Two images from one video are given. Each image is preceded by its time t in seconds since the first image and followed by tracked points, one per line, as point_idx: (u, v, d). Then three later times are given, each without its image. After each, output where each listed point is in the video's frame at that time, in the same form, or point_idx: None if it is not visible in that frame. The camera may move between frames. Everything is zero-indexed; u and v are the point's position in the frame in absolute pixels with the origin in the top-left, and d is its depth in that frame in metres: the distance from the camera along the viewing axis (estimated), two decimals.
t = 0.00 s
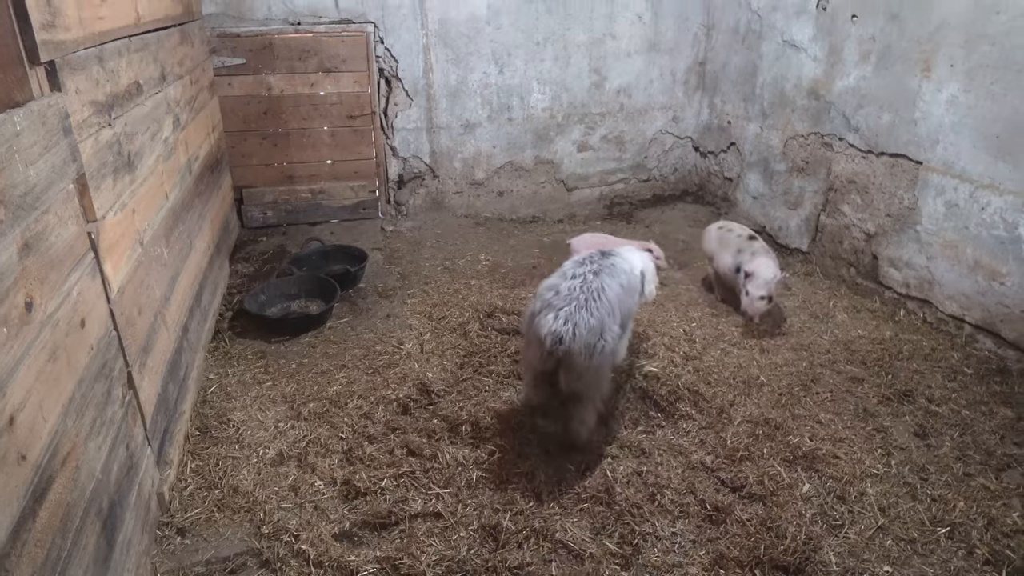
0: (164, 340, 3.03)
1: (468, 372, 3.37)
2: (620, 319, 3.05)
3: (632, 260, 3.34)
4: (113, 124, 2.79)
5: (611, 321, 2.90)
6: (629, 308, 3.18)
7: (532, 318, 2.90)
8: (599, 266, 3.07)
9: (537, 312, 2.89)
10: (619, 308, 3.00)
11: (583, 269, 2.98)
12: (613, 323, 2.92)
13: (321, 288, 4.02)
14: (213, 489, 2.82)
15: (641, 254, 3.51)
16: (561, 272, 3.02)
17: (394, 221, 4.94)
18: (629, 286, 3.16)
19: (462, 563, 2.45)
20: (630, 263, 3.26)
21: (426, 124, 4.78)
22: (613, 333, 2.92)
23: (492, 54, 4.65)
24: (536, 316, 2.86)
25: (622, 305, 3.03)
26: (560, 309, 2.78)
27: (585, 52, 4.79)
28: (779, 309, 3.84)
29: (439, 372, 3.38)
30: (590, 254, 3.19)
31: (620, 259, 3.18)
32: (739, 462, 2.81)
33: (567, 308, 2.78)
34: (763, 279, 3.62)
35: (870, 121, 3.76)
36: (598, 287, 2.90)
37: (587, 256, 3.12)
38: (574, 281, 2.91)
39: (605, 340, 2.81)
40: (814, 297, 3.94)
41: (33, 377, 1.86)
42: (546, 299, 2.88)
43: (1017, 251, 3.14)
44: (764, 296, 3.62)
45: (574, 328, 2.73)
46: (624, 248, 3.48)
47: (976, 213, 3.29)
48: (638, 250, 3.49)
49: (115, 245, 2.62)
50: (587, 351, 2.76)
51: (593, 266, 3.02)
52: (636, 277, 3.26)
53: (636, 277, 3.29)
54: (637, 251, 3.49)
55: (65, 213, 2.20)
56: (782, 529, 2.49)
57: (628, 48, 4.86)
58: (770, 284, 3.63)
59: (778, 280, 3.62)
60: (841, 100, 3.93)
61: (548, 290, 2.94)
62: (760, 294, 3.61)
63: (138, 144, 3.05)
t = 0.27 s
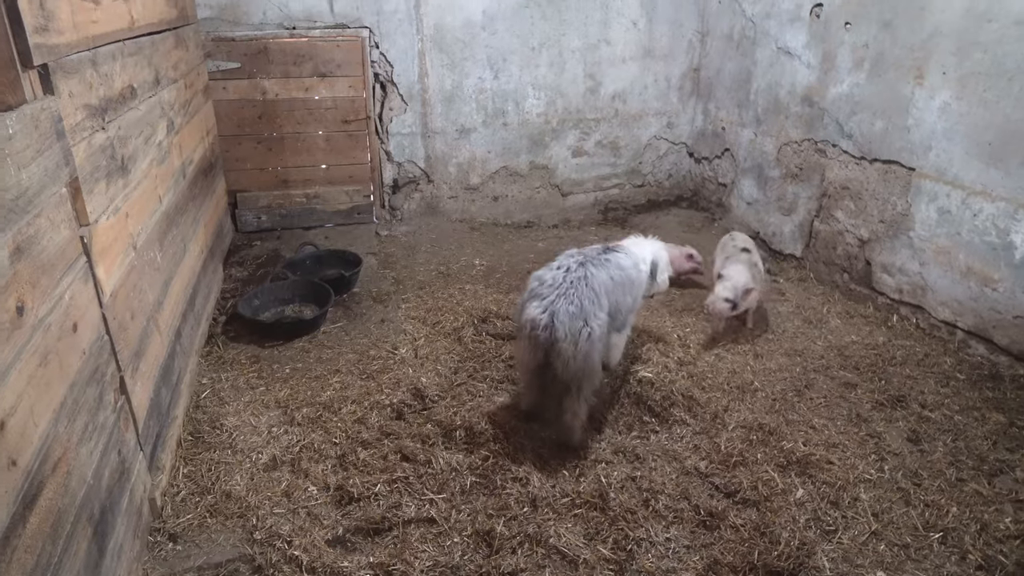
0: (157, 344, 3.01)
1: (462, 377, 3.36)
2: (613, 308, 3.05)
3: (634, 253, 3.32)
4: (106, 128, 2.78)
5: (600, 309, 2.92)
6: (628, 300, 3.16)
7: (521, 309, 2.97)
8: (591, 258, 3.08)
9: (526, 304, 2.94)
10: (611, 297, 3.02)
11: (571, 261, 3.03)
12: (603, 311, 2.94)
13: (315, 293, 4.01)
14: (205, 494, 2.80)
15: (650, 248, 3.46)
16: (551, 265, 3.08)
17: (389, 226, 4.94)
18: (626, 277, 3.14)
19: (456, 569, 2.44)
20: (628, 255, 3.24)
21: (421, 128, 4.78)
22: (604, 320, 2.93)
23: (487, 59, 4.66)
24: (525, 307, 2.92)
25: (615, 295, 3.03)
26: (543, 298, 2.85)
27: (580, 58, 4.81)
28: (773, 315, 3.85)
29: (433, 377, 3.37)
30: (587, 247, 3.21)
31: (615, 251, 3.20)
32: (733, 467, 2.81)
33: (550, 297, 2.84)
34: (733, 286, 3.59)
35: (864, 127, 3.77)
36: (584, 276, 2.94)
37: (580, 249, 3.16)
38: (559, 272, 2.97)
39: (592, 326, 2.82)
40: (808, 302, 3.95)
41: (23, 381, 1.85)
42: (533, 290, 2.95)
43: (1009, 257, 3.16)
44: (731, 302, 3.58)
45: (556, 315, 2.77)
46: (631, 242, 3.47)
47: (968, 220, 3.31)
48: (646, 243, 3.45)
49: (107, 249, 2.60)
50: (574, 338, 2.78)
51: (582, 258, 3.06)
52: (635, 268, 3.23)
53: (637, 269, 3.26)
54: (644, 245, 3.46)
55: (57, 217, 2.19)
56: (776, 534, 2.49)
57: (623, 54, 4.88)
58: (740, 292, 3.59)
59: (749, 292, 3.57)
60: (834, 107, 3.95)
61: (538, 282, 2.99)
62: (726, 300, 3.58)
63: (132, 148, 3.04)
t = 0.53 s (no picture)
0: (152, 349, 3.01)
1: (457, 382, 3.36)
2: (606, 308, 3.06)
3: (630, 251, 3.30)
4: (102, 133, 2.78)
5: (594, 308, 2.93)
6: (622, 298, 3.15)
7: (515, 309, 2.95)
8: (585, 257, 3.08)
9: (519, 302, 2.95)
10: (604, 296, 3.03)
11: (564, 261, 3.03)
12: (597, 310, 2.95)
13: (311, 297, 4.00)
14: (200, 500, 2.79)
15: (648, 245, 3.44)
16: (544, 264, 3.07)
17: (384, 230, 4.95)
18: (620, 275, 3.13)
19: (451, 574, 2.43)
20: (624, 254, 3.23)
21: (416, 133, 4.79)
22: (598, 320, 2.95)
23: (482, 64, 4.67)
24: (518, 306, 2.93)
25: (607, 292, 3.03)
26: (540, 298, 2.83)
27: (575, 63, 4.82)
28: (768, 319, 3.86)
29: (428, 382, 3.37)
30: (582, 246, 3.21)
31: (607, 249, 3.21)
32: (728, 472, 2.81)
33: (547, 297, 2.83)
34: (717, 278, 3.47)
35: (858, 131, 3.78)
36: (579, 276, 2.94)
37: (572, 249, 3.16)
38: (554, 272, 2.96)
39: (588, 326, 2.84)
40: (803, 306, 3.95)
41: (19, 388, 1.85)
42: (527, 290, 2.93)
43: (1003, 261, 3.17)
44: (708, 293, 3.44)
45: (555, 315, 2.77)
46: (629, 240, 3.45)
47: (963, 224, 3.31)
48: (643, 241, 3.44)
49: (102, 255, 2.60)
50: (571, 337, 2.79)
51: (575, 258, 3.07)
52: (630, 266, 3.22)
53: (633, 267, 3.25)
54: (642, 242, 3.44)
55: (53, 223, 2.19)
56: (772, 539, 2.49)
57: (618, 59, 4.89)
58: (722, 285, 3.46)
59: (732, 287, 3.45)
60: (828, 111, 3.95)
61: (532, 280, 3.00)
62: (705, 290, 3.45)
63: (127, 153, 3.04)
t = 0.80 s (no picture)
0: (147, 354, 3.00)
1: (452, 387, 3.36)
2: (599, 311, 3.08)
3: (625, 255, 3.30)
4: (98, 137, 2.78)
5: (587, 311, 2.95)
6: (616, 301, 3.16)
7: (509, 311, 2.98)
8: (580, 259, 3.09)
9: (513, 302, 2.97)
10: (596, 299, 3.04)
11: (558, 263, 3.04)
12: (589, 313, 2.97)
13: (306, 301, 3.98)
14: (194, 505, 2.78)
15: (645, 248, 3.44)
16: (538, 266, 3.08)
17: (379, 234, 4.96)
18: (615, 279, 3.14)
19: None
20: (619, 258, 3.24)
21: (412, 137, 4.79)
22: (590, 323, 2.97)
23: (478, 69, 4.68)
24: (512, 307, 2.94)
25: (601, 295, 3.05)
26: (534, 301, 2.85)
27: (571, 68, 4.83)
28: (762, 324, 3.87)
29: (423, 386, 3.37)
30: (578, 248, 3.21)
31: (601, 252, 3.21)
32: (722, 477, 2.82)
33: (540, 299, 2.85)
34: (709, 280, 3.50)
35: (851, 138, 3.80)
36: (571, 278, 2.95)
37: (567, 251, 3.17)
38: (548, 273, 2.98)
39: (580, 328, 2.86)
40: (797, 312, 3.97)
41: (12, 393, 1.84)
42: (520, 291, 2.95)
43: (995, 267, 3.19)
44: (701, 294, 3.46)
45: (547, 318, 2.79)
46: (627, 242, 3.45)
47: (955, 230, 3.34)
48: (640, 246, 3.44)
49: (97, 259, 2.59)
50: (562, 340, 2.82)
51: (568, 260, 3.08)
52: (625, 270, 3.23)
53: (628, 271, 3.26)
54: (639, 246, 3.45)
55: (48, 227, 2.18)
56: (765, 544, 2.49)
57: (614, 64, 4.91)
58: (715, 286, 3.48)
59: (723, 288, 3.46)
60: (823, 118, 3.97)
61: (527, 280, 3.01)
62: (698, 291, 3.47)
63: (123, 157, 3.04)
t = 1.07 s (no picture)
0: (132, 367, 2.96)
1: (442, 395, 3.34)
2: (588, 316, 3.08)
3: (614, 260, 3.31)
4: (80, 149, 2.75)
5: (574, 316, 2.96)
6: (605, 306, 3.17)
7: (497, 318, 2.99)
8: (567, 265, 3.11)
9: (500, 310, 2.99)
10: (584, 304, 3.05)
11: (545, 270, 3.06)
12: (576, 318, 2.98)
13: (292, 311, 3.95)
14: (181, 519, 2.74)
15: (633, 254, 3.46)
16: (526, 273, 3.11)
17: (368, 243, 4.95)
18: (603, 284, 3.15)
19: None
20: (607, 263, 3.25)
21: (400, 145, 4.78)
22: (577, 328, 2.98)
23: (465, 77, 4.70)
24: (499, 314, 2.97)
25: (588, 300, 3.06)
26: (519, 307, 2.87)
27: (557, 76, 4.87)
28: (750, 327, 3.90)
29: (413, 395, 3.35)
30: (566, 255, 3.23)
31: (590, 258, 3.23)
32: (711, 479, 2.83)
33: (525, 306, 2.87)
34: (692, 286, 3.54)
35: (833, 142, 3.86)
36: (558, 284, 2.97)
37: (555, 258, 3.18)
38: (534, 280, 3.00)
39: (566, 333, 2.86)
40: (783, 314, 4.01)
41: None
42: (508, 298, 2.97)
43: (976, 267, 3.25)
44: (685, 301, 3.50)
45: (532, 323, 2.80)
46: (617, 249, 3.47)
47: (935, 231, 3.40)
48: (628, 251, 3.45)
49: (80, 272, 2.56)
50: (549, 345, 2.82)
51: (556, 266, 3.09)
52: (613, 275, 3.24)
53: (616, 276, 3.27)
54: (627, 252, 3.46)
55: (29, 241, 2.15)
56: (754, 545, 2.51)
57: (600, 71, 4.95)
58: (698, 292, 3.52)
59: (707, 294, 3.50)
60: (806, 122, 4.03)
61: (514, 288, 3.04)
62: (681, 298, 3.51)
63: (106, 169, 3.01)
